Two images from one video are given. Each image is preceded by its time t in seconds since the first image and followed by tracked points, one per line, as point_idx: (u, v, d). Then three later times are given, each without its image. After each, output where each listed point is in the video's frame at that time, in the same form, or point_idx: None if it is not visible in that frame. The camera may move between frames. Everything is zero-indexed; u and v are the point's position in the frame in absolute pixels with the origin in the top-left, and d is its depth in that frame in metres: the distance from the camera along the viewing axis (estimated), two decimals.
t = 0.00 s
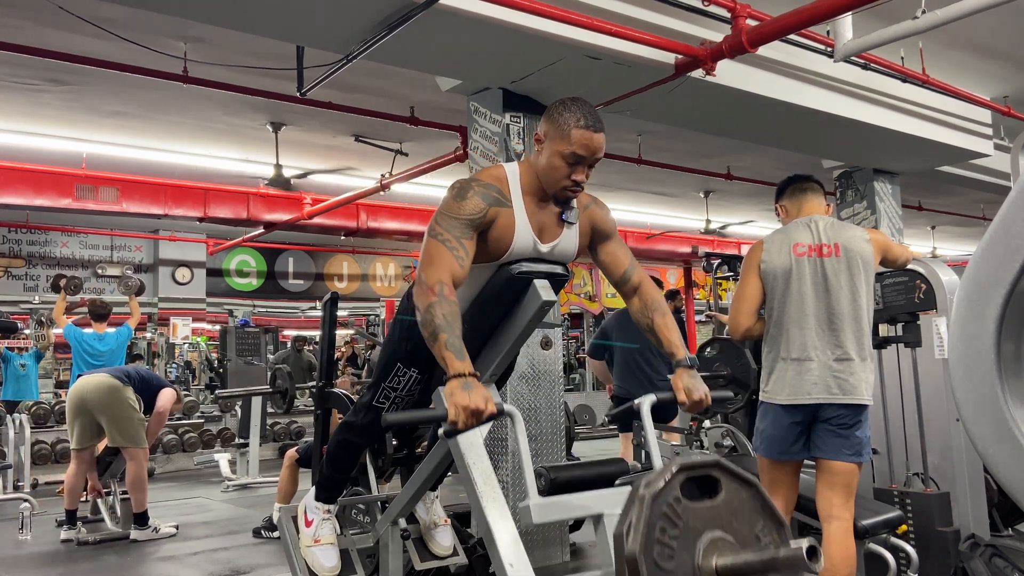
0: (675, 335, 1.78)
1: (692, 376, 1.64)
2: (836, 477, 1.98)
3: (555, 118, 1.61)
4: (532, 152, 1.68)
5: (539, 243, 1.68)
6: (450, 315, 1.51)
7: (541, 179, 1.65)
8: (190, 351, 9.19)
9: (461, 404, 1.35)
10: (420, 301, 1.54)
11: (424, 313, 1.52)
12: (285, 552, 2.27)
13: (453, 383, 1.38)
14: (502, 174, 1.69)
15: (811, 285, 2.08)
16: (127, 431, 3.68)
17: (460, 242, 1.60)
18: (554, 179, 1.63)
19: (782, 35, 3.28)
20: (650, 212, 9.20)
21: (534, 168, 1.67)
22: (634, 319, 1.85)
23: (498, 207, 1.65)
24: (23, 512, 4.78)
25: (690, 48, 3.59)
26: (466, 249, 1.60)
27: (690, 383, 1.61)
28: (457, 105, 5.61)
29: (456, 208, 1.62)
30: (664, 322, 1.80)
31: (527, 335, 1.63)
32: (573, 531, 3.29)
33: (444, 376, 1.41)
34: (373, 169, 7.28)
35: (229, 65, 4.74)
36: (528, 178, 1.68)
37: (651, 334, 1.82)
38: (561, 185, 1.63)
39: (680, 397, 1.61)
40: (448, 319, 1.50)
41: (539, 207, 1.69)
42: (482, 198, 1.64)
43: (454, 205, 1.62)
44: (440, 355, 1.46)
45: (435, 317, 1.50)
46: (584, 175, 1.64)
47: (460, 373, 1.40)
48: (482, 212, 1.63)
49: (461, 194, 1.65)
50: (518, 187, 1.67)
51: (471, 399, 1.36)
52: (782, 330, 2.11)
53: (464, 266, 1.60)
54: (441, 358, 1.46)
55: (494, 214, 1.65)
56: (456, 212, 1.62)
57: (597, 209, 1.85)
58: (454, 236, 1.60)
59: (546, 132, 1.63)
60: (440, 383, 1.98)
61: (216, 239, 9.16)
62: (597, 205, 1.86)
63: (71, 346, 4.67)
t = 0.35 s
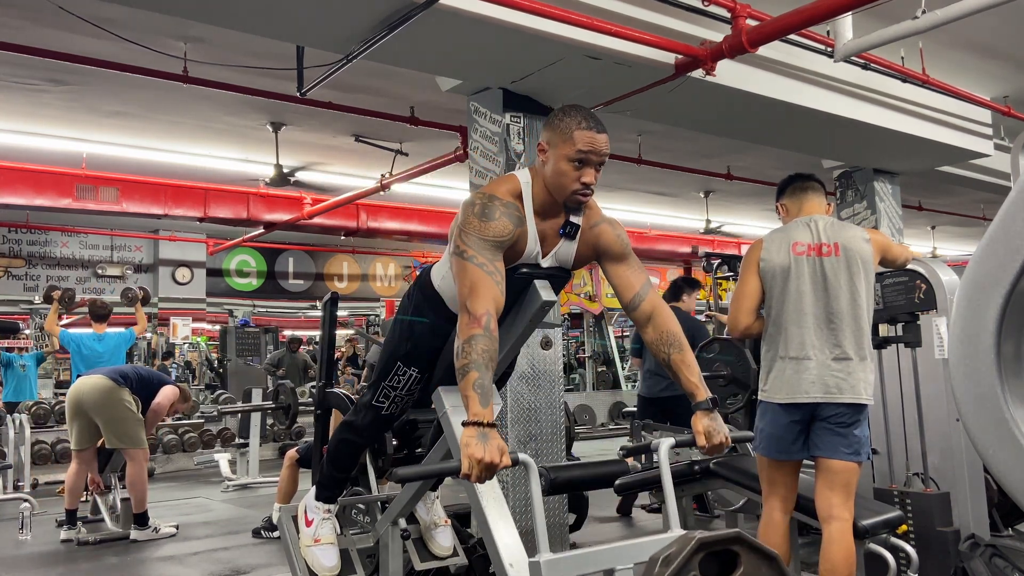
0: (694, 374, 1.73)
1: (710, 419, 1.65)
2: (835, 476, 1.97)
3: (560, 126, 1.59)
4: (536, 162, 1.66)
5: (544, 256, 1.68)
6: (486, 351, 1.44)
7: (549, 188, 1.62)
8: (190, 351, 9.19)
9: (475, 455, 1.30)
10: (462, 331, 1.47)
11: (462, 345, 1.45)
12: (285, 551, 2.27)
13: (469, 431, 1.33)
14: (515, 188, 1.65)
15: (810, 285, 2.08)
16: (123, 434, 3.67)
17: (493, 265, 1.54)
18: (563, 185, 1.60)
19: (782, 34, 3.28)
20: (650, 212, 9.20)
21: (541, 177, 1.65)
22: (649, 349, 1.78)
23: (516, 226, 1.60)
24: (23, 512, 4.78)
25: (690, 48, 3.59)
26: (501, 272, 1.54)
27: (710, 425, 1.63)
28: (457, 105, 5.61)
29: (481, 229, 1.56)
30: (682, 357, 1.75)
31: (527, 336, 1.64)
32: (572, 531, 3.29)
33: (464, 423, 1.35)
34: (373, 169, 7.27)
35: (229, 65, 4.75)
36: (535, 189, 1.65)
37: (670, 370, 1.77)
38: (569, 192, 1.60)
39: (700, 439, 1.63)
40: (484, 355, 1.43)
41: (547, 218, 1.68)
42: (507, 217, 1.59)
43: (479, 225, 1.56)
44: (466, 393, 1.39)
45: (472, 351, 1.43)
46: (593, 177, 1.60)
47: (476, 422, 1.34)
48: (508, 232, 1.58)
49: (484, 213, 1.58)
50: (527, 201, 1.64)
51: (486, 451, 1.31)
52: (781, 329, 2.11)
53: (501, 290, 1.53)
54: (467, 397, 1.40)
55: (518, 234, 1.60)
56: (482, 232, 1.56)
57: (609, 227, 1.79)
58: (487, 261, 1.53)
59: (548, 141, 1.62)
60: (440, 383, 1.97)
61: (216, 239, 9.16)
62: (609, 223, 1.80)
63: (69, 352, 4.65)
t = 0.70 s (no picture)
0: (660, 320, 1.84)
1: (674, 348, 1.67)
2: (830, 476, 1.97)
3: (543, 106, 1.71)
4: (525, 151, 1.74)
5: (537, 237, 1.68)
6: (422, 298, 1.56)
7: (539, 166, 1.69)
8: (190, 351, 9.19)
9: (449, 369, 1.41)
10: (392, 286, 1.60)
11: (398, 296, 1.58)
12: (285, 552, 2.27)
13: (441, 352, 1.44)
14: (502, 174, 1.70)
15: (799, 285, 2.08)
16: (120, 433, 3.67)
17: (441, 235, 1.62)
18: (552, 158, 1.67)
19: (782, 35, 3.28)
20: (650, 212, 9.19)
21: (529, 161, 1.72)
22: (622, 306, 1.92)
23: (490, 209, 1.65)
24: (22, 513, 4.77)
25: (690, 48, 3.59)
26: (445, 243, 1.62)
27: (674, 353, 1.64)
28: (457, 105, 5.61)
29: (448, 203, 1.64)
30: (650, 309, 1.86)
31: (526, 336, 1.64)
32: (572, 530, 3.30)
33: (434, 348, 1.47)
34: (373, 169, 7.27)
35: (229, 65, 4.75)
36: (524, 172, 1.71)
37: (643, 323, 1.86)
38: (559, 164, 1.66)
39: (663, 367, 1.63)
40: (424, 299, 1.56)
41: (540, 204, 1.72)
42: (474, 196, 1.64)
43: (446, 200, 1.65)
44: (422, 330, 1.52)
45: (409, 300, 1.56)
46: (581, 147, 1.69)
47: (446, 344, 1.46)
48: (475, 210, 1.63)
49: (455, 190, 1.66)
50: (517, 184, 1.69)
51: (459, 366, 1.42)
52: (771, 330, 2.12)
53: (444, 255, 1.62)
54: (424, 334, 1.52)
55: (487, 213, 1.65)
56: (445, 207, 1.64)
57: (600, 209, 1.87)
58: (437, 229, 1.63)
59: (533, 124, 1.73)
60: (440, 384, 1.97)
61: (216, 240, 9.15)
62: (600, 206, 1.88)
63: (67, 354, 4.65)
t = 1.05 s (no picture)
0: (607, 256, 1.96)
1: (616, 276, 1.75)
2: (819, 475, 1.98)
3: (531, 94, 1.70)
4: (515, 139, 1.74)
5: (531, 227, 1.70)
6: (385, 224, 1.70)
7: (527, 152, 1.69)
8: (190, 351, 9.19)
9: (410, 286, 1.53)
10: (360, 214, 1.75)
11: (364, 221, 1.72)
12: (285, 552, 2.26)
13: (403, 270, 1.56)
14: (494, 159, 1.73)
15: (776, 285, 2.10)
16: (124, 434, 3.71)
17: (414, 188, 1.72)
18: (539, 146, 1.66)
19: (782, 35, 3.28)
20: (650, 212, 9.20)
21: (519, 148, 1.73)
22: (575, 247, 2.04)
23: (473, 182, 1.70)
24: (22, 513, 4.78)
25: (690, 48, 3.58)
26: (414, 197, 1.72)
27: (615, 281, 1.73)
28: (457, 105, 5.61)
29: (431, 166, 1.73)
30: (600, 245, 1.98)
31: (528, 334, 1.65)
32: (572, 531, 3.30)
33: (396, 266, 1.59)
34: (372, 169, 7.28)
35: (229, 65, 4.75)
36: (513, 159, 1.72)
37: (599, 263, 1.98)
38: (546, 151, 1.66)
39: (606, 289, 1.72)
40: (387, 226, 1.69)
41: (532, 190, 1.74)
42: (459, 166, 1.71)
43: (429, 163, 1.73)
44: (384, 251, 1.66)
45: (373, 224, 1.70)
46: (570, 133, 1.68)
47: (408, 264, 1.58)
48: (455, 178, 1.70)
49: (441, 158, 1.74)
50: (506, 171, 1.71)
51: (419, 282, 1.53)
52: (750, 330, 2.14)
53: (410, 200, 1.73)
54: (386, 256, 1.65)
55: (470, 186, 1.70)
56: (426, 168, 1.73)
57: (583, 187, 1.92)
58: (411, 177, 1.73)
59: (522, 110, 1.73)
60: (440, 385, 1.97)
61: (216, 239, 9.15)
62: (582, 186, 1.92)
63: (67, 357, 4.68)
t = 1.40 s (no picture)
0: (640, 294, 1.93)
1: (657, 323, 1.70)
2: (806, 475, 1.98)
3: (538, 97, 1.71)
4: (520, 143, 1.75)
5: (535, 233, 1.69)
6: (409, 274, 1.63)
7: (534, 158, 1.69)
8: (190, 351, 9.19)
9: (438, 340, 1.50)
10: (379, 263, 1.66)
11: (385, 272, 1.64)
12: (285, 552, 2.26)
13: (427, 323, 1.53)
14: (496, 166, 1.72)
15: (745, 286, 2.17)
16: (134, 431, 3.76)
17: (431, 221, 1.66)
18: (547, 151, 1.67)
19: (782, 35, 3.28)
20: (651, 212, 9.19)
21: (525, 153, 1.72)
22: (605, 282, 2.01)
23: (484, 196, 1.67)
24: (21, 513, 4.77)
25: (690, 48, 3.58)
26: (435, 229, 1.65)
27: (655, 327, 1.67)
28: (457, 105, 5.61)
29: (439, 190, 1.68)
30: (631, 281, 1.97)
31: (528, 335, 1.64)
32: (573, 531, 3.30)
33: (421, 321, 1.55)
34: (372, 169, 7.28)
35: (229, 65, 4.75)
36: (519, 165, 1.72)
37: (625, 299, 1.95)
38: (554, 155, 1.67)
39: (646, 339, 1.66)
40: (410, 273, 1.63)
41: (536, 195, 1.73)
42: (468, 184, 1.67)
43: (438, 187, 1.68)
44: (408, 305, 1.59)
45: (395, 274, 1.63)
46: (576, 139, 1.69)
47: (432, 314, 1.55)
48: (467, 198, 1.66)
49: (448, 178, 1.69)
50: (510, 177, 1.70)
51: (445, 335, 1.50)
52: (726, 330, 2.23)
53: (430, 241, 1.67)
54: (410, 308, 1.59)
55: (482, 203, 1.67)
56: (437, 194, 1.68)
57: (590, 195, 1.89)
58: (425, 213, 1.66)
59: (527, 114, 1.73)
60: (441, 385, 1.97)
61: (216, 239, 9.15)
62: (590, 195, 1.90)
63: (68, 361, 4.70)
